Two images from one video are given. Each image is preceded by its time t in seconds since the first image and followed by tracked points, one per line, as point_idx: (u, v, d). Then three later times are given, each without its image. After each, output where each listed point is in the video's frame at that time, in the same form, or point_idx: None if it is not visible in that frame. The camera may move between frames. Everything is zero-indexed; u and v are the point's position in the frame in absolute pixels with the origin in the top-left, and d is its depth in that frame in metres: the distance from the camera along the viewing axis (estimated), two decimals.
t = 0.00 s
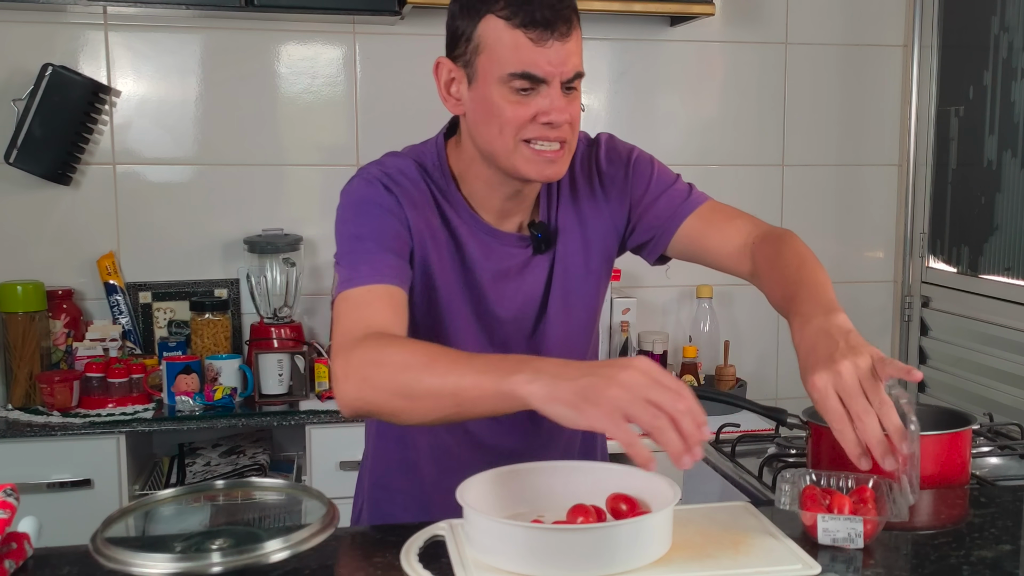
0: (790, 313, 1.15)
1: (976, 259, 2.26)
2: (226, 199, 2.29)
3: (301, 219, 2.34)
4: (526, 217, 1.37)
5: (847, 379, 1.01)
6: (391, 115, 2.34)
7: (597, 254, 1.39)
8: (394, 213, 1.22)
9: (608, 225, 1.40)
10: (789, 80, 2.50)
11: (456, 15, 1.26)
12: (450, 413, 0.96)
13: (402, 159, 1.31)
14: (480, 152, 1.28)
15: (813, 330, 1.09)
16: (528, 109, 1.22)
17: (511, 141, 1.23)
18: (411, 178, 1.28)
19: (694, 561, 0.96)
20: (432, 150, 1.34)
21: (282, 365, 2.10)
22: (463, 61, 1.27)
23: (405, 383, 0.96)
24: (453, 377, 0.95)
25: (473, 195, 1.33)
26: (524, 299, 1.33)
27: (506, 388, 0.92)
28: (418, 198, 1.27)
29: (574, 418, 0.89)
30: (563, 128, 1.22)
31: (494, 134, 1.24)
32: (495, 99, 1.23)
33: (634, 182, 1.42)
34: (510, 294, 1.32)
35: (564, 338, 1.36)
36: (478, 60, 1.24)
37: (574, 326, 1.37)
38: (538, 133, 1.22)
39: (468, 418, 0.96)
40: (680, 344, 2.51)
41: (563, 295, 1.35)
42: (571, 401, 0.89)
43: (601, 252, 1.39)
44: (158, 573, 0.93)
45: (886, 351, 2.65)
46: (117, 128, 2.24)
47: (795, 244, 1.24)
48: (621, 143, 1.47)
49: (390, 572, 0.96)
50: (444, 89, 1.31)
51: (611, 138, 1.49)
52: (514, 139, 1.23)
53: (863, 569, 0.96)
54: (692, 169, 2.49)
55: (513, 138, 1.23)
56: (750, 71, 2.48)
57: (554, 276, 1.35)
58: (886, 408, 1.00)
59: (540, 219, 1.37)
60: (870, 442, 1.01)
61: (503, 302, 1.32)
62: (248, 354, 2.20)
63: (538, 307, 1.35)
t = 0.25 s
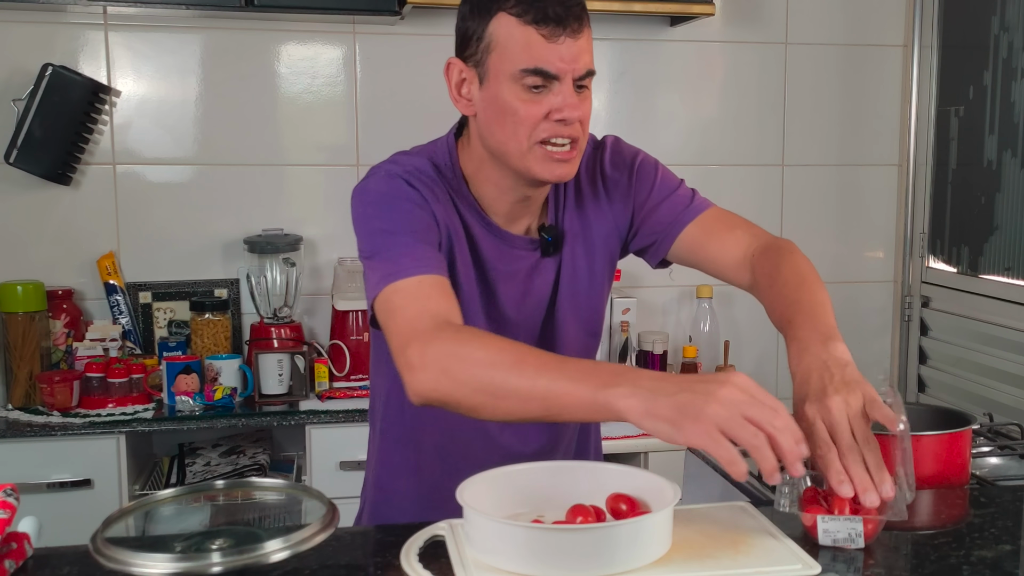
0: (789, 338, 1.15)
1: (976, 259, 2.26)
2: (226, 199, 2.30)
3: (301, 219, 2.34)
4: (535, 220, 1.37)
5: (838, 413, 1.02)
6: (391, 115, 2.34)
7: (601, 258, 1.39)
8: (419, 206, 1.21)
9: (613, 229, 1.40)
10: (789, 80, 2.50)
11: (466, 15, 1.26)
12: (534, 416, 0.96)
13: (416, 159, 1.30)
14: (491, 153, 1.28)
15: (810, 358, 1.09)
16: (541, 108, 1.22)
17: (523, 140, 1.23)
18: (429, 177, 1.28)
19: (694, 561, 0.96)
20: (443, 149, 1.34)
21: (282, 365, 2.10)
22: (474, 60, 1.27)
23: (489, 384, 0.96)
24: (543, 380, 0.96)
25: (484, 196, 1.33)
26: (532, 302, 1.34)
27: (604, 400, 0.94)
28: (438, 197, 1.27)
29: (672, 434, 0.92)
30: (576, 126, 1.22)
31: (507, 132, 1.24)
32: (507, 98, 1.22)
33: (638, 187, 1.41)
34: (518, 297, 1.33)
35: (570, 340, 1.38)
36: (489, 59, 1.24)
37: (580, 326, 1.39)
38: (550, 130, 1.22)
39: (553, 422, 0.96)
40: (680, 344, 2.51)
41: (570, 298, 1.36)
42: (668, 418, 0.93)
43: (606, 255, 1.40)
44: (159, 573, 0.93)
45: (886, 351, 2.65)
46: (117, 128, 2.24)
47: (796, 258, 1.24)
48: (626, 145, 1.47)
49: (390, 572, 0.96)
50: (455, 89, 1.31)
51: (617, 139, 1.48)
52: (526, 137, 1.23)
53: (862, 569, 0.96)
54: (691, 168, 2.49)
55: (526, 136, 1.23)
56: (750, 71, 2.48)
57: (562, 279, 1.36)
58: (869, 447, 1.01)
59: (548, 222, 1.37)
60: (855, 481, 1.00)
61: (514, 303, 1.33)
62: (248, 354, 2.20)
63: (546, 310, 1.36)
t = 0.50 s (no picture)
0: (795, 347, 1.14)
1: (976, 259, 2.26)
2: (226, 199, 2.29)
3: (301, 219, 2.34)
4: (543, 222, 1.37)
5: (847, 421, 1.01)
6: (391, 115, 2.34)
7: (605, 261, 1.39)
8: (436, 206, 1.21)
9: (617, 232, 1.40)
10: (788, 80, 2.50)
11: (472, 15, 1.27)
12: (581, 419, 0.97)
13: (427, 158, 1.30)
14: (494, 150, 1.28)
15: (821, 370, 1.08)
16: (542, 105, 1.21)
17: (525, 136, 1.23)
18: (441, 176, 1.28)
19: (694, 561, 0.96)
20: (453, 149, 1.34)
21: (282, 365, 2.10)
22: (478, 58, 1.27)
23: (539, 385, 0.97)
24: (593, 383, 0.96)
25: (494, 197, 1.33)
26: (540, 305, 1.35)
27: (654, 407, 0.95)
28: (453, 196, 1.26)
29: (713, 446, 0.95)
30: (577, 124, 1.22)
31: (509, 130, 1.23)
32: (509, 95, 1.22)
33: (644, 190, 1.41)
34: (525, 299, 1.33)
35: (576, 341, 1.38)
36: (493, 57, 1.24)
37: (585, 329, 1.39)
38: (552, 128, 1.22)
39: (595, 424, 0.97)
40: (679, 344, 2.51)
41: (576, 301, 1.37)
42: (712, 430, 0.95)
43: (610, 257, 1.40)
44: (158, 573, 0.93)
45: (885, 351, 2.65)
46: (117, 128, 2.24)
47: (799, 269, 1.23)
48: (634, 148, 1.46)
49: (390, 572, 0.96)
50: (461, 88, 1.32)
51: (625, 142, 1.48)
52: (528, 134, 1.23)
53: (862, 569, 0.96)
54: (691, 168, 2.49)
55: (527, 133, 1.22)
56: (750, 71, 2.48)
57: (568, 281, 1.36)
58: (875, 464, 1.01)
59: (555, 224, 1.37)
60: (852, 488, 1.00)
61: (521, 305, 1.33)
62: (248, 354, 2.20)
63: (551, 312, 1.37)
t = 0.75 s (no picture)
0: (799, 348, 1.14)
1: (976, 259, 2.26)
2: (226, 199, 2.29)
3: (301, 219, 2.34)
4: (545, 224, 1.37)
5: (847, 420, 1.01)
6: (391, 115, 2.34)
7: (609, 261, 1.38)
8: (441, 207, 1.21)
9: (620, 233, 1.40)
10: (789, 80, 2.50)
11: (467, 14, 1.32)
12: (586, 427, 0.98)
13: (431, 158, 1.30)
14: (482, 141, 1.30)
15: (824, 371, 1.08)
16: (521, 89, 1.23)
17: (505, 122, 1.24)
18: (446, 177, 1.28)
19: (694, 561, 0.96)
20: (457, 150, 1.34)
21: (282, 365, 2.10)
22: (469, 53, 1.31)
23: (545, 393, 0.97)
24: (602, 392, 0.97)
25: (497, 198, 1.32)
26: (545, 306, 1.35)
27: (661, 421, 0.96)
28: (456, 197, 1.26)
29: (719, 464, 0.96)
30: (555, 107, 1.23)
31: (491, 116, 1.26)
32: (491, 81, 1.25)
33: (647, 191, 1.40)
34: (529, 300, 1.34)
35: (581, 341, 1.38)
36: (478, 48, 1.28)
37: (590, 330, 1.39)
38: (529, 111, 1.23)
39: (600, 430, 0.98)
40: (679, 344, 2.51)
41: (580, 300, 1.37)
42: (719, 448, 0.95)
43: (613, 258, 1.39)
44: (159, 573, 0.93)
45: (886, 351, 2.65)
46: (117, 128, 2.24)
47: (803, 272, 1.23)
48: (638, 149, 1.46)
49: (390, 572, 0.96)
50: (458, 85, 1.36)
51: (629, 143, 1.48)
52: (507, 119, 1.24)
53: (863, 569, 0.96)
54: (691, 168, 2.49)
55: (508, 118, 1.24)
56: (750, 71, 2.48)
57: (572, 282, 1.36)
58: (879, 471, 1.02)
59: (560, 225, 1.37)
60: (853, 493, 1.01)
61: (526, 306, 1.33)
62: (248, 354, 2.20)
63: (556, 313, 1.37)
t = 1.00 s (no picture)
0: (812, 326, 1.13)
1: (976, 259, 2.26)
2: (225, 199, 2.29)
3: (301, 219, 2.34)
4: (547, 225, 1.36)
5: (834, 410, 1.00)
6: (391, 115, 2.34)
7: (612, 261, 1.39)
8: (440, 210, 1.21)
9: (623, 233, 1.40)
10: (789, 80, 2.50)
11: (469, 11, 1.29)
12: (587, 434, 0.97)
13: (431, 160, 1.30)
14: (483, 148, 1.29)
15: (837, 349, 1.07)
16: (518, 106, 1.22)
17: (501, 137, 1.23)
18: (446, 179, 1.28)
19: (694, 561, 0.96)
20: (458, 151, 1.34)
21: (282, 365, 2.10)
22: (470, 57, 1.28)
23: (545, 401, 0.97)
24: (603, 400, 0.95)
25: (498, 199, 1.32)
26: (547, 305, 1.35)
27: (662, 431, 0.94)
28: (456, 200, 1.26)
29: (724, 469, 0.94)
30: (551, 125, 1.21)
31: (488, 128, 1.25)
32: (490, 95, 1.23)
33: (650, 191, 1.41)
34: (532, 300, 1.33)
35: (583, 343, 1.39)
36: (478, 55, 1.25)
37: (591, 330, 1.39)
38: (527, 128, 1.22)
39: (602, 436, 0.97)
40: (679, 344, 2.52)
41: (582, 302, 1.37)
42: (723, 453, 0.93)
43: (616, 258, 1.40)
44: (159, 573, 0.93)
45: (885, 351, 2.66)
46: (117, 128, 2.24)
47: (811, 266, 1.23)
48: (639, 149, 1.46)
49: (390, 572, 0.96)
50: (459, 86, 1.33)
51: (630, 142, 1.48)
52: (505, 134, 1.23)
53: (862, 569, 0.96)
54: (691, 168, 2.49)
55: (505, 133, 1.23)
56: (750, 71, 2.48)
57: (575, 282, 1.36)
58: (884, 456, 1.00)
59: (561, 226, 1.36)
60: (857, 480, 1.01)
61: (528, 306, 1.33)
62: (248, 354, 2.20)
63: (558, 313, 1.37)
